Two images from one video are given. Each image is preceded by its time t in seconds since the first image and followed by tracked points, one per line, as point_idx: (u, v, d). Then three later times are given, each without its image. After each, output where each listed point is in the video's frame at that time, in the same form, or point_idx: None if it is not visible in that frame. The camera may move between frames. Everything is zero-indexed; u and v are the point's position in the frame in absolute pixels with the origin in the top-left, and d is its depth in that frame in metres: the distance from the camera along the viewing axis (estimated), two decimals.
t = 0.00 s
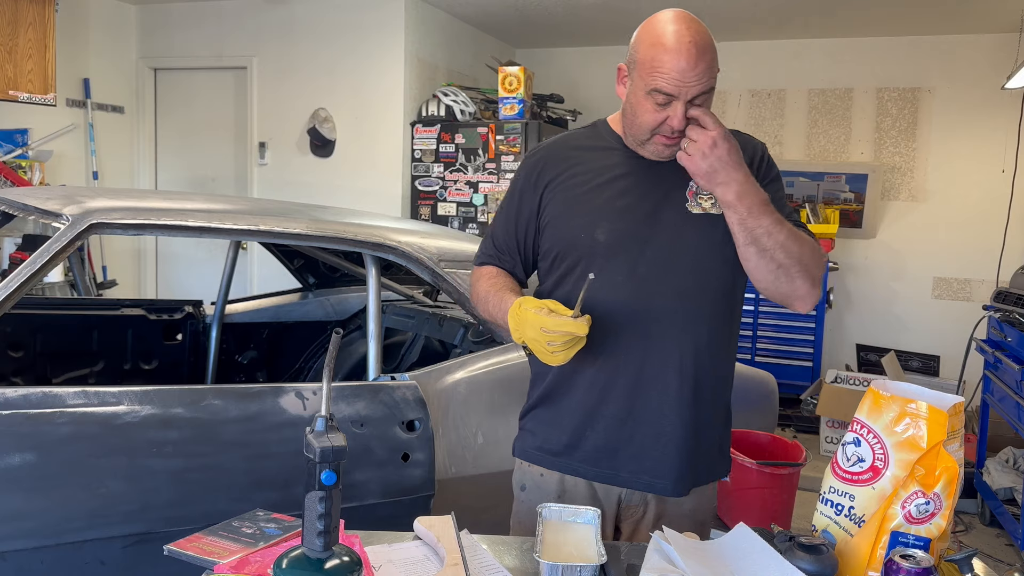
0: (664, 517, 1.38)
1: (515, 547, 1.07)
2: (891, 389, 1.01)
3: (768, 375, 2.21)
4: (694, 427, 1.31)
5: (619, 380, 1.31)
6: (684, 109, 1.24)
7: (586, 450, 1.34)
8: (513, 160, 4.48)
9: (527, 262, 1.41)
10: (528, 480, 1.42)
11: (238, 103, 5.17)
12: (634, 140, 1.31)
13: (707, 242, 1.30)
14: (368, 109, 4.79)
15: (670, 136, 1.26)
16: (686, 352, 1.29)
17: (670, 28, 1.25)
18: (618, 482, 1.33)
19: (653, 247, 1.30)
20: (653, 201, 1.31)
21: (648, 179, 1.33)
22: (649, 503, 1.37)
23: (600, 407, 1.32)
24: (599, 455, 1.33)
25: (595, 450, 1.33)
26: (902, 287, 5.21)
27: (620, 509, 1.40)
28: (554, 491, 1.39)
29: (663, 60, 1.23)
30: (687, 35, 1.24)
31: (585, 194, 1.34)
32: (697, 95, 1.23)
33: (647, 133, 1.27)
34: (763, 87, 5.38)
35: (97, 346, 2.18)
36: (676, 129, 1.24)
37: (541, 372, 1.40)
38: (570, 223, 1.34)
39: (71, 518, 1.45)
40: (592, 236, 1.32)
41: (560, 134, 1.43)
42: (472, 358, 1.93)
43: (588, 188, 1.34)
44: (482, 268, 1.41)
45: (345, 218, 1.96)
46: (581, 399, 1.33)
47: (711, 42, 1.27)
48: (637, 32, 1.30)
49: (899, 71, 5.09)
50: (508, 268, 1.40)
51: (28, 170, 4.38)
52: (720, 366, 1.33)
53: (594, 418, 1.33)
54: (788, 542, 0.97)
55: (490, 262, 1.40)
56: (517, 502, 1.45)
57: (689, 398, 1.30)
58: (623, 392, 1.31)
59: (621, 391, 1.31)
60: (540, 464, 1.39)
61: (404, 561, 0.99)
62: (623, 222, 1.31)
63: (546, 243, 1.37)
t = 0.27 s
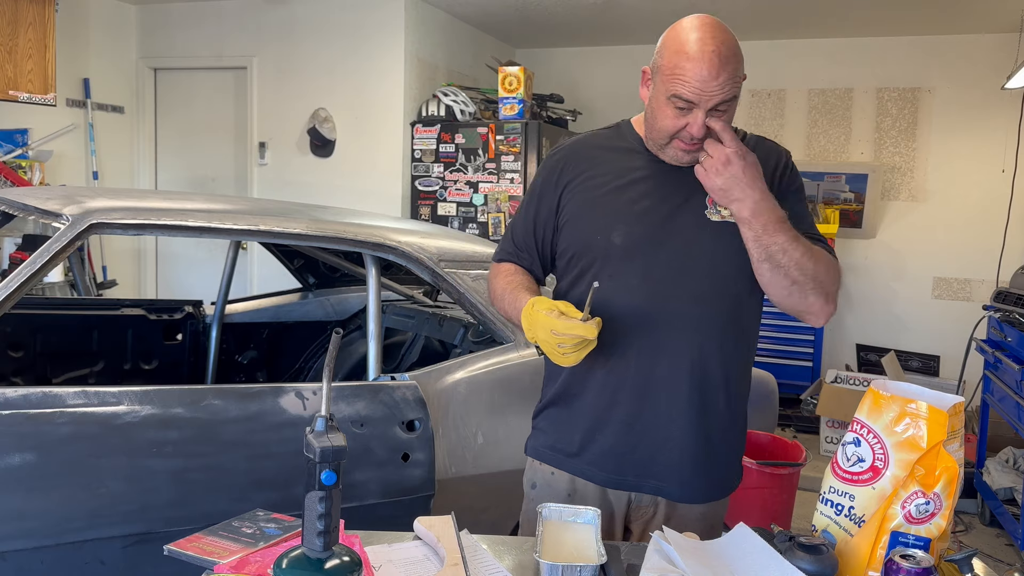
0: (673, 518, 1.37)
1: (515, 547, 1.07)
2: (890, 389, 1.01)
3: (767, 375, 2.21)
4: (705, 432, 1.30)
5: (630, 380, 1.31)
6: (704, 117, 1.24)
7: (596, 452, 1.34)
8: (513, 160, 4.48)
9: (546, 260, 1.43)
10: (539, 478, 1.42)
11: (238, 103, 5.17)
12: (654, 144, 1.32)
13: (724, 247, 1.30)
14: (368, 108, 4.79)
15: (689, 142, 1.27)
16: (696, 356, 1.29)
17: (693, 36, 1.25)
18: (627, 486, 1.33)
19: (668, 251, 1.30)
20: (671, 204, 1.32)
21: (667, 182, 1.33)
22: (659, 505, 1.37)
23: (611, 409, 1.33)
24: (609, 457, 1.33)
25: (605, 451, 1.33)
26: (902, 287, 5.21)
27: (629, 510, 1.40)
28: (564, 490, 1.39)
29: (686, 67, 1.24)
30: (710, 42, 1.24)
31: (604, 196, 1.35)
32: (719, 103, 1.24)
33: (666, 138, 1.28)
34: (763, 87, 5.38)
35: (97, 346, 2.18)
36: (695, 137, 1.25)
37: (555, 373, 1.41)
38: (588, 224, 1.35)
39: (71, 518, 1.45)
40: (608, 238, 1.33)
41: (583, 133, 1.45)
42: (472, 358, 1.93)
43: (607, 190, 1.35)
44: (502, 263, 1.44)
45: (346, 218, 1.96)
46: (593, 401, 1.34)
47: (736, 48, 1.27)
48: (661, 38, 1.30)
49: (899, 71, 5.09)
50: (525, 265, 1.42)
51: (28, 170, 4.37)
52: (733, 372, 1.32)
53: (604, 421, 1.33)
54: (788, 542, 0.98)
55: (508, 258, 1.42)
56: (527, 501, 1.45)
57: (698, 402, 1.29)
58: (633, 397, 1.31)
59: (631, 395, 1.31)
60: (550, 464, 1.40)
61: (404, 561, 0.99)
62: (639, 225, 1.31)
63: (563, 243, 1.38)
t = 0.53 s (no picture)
0: (679, 520, 1.37)
1: (515, 547, 1.07)
2: (890, 389, 1.01)
3: (768, 375, 2.22)
4: (708, 433, 1.31)
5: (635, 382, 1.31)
6: (702, 107, 1.24)
7: (601, 453, 1.35)
8: (513, 160, 4.48)
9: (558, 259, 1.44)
10: (545, 477, 1.43)
11: (238, 103, 5.17)
12: (659, 137, 1.32)
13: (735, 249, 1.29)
14: (368, 108, 4.79)
15: (693, 131, 1.27)
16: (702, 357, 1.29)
17: (695, 26, 1.26)
18: (631, 487, 1.33)
19: (678, 251, 1.30)
20: (682, 204, 1.31)
21: (678, 183, 1.33)
22: (664, 507, 1.37)
23: (617, 410, 1.33)
24: (613, 458, 1.33)
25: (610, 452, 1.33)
26: (902, 287, 5.21)
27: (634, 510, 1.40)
28: (570, 490, 1.39)
29: (687, 56, 1.25)
30: (713, 34, 1.24)
31: (617, 195, 1.35)
32: (719, 90, 1.23)
33: (669, 129, 1.29)
34: (763, 87, 5.38)
35: (97, 346, 2.18)
36: (695, 125, 1.25)
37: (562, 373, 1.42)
38: (600, 222, 1.35)
39: (71, 518, 1.45)
40: (619, 237, 1.33)
41: (600, 132, 1.45)
42: (472, 358, 1.93)
43: (620, 188, 1.35)
44: (515, 261, 1.45)
45: (345, 218, 1.96)
46: (598, 401, 1.35)
47: (739, 39, 1.27)
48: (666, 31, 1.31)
49: (899, 71, 5.09)
50: (537, 262, 1.43)
51: (28, 170, 4.37)
52: (740, 373, 1.31)
53: (610, 422, 1.34)
54: (788, 542, 0.98)
55: (521, 255, 1.44)
56: (533, 500, 1.46)
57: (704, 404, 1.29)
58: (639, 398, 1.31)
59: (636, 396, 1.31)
60: (556, 463, 1.40)
61: (404, 560, 0.99)
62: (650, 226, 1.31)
63: (575, 240, 1.39)
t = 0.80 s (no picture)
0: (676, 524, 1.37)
1: (514, 547, 1.07)
2: (891, 389, 1.01)
3: (768, 375, 2.22)
4: (701, 438, 1.30)
5: (630, 384, 1.32)
6: (684, 89, 1.27)
7: (594, 454, 1.35)
8: (513, 160, 4.48)
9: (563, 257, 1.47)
10: (542, 474, 1.43)
11: (238, 103, 5.17)
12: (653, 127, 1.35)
13: (732, 252, 1.28)
14: (368, 108, 4.79)
15: (682, 117, 1.29)
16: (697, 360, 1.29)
17: (680, 14, 1.29)
18: (622, 489, 1.33)
19: (676, 251, 1.30)
20: (681, 202, 1.31)
21: (679, 180, 1.32)
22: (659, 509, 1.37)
23: (611, 411, 1.33)
24: (606, 461, 1.33)
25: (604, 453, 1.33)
26: (902, 287, 5.21)
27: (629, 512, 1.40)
28: (567, 486, 1.39)
29: (671, 42, 1.28)
30: (694, 19, 1.27)
31: (618, 194, 1.36)
32: (701, 73, 1.26)
33: (660, 117, 1.31)
34: (763, 87, 5.38)
35: (97, 346, 2.18)
36: (680, 108, 1.28)
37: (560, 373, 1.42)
38: (600, 221, 1.36)
39: (71, 518, 1.45)
40: (617, 237, 1.34)
41: (609, 129, 1.46)
42: (472, 358, 1.93)
43: (621, 187, 1.36)
44: (520, 254, 1.46)
45: (346, 218, 1.96)
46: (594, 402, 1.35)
47: (726, 26, 1.29)
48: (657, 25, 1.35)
49: (899, 71, 5.09)
50: (540, 257, 1.45)
51: (28, 170, 4.37)
52: (736, 378, 1.31)
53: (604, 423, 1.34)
54: (788, 542, 0.98)
55: (525, 249, 1.46)
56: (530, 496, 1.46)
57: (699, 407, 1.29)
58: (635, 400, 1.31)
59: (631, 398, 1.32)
60: (552, 462, 1.41)
61: (404, 561, 0.99)
62: (647, 225, 1.32)
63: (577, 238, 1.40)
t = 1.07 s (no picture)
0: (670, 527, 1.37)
1: (514, 546, 1.07)
2: (891, 389, 1.01)
3: (768, 375, 2.23)
4: (692, 443, 1.30)
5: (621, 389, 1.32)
6: (650, 84, 1.27)
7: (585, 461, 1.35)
8: (513, 160, 4.48)
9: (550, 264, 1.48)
10: (534, 481, 1.45)
11: (238, 103, 5.17)
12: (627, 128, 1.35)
13: (714, 256, 1.27)
14: (368, 108, 4.79)
15: (651, 113, 1.28)
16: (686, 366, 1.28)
17: (641, 12, 1.30)
18: (614, 496, 1.33)
19: (655, 256, 1.30)
20: (660, 206, 1.30)
21: (658, 184, 1.32)
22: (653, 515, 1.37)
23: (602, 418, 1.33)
24: (597, 468, 1.33)
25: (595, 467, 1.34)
26: (902, 287, 5.21)
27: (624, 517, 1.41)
28: (559, 492, 1.42)
29: (632, 40, 1.28)
30: (656, 13, 1.28)
31: (596, 200, 1.36)
32: (664, 67, 1.26)
33: (630, 116, 1.31)
34: (763, 87, 5.38)
35: (97, 346, 2.18)
36: (647, 103, 1.27)
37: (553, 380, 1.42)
38: (581, 227, 1.37)
39: (71, 519, 1.45)
40: (598, 243, 1.34)
41: (590, 133, 1.47)
42: (472, 358, 1.93)
43: (599, 193, 1.36)
44: (507, 264, 1.49)
45: (345, 218, 1.96)
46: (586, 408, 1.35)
47: (688, 19, 1.29)
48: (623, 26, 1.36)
49: (899, 71, 5.09)
50: (526, 265, 1.47)
51: (28, 170, 4.37)
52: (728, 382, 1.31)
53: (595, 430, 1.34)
54: (788, 542, 0.98)
55: (512, 258, 1.48)
56: (524, 503, 1.48)
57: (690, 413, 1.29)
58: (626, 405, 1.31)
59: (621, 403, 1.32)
60: (545, 468, 1.42)
61: (404, 561, 0.99)
62: (627, 232, 1.32)
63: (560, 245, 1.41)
